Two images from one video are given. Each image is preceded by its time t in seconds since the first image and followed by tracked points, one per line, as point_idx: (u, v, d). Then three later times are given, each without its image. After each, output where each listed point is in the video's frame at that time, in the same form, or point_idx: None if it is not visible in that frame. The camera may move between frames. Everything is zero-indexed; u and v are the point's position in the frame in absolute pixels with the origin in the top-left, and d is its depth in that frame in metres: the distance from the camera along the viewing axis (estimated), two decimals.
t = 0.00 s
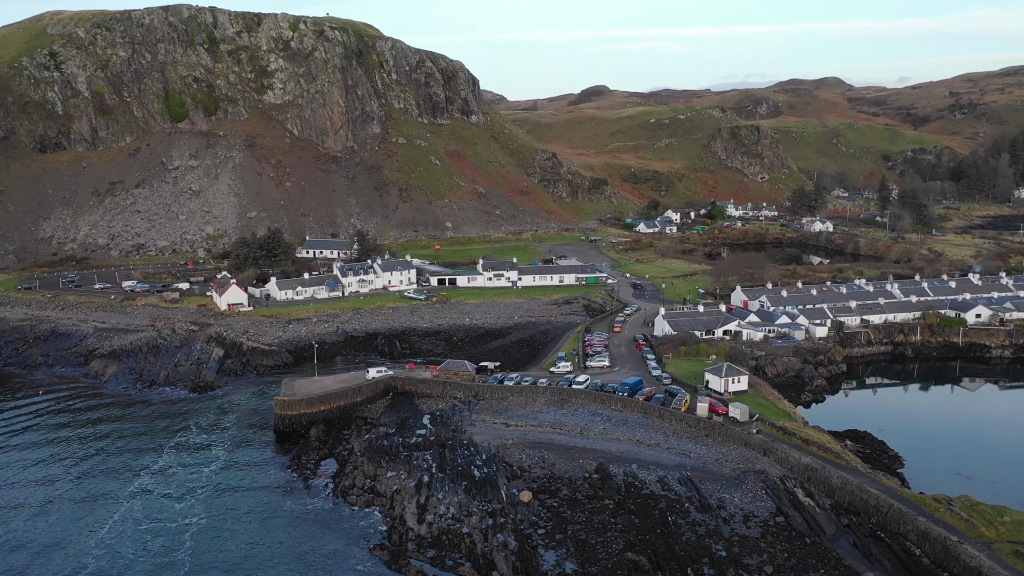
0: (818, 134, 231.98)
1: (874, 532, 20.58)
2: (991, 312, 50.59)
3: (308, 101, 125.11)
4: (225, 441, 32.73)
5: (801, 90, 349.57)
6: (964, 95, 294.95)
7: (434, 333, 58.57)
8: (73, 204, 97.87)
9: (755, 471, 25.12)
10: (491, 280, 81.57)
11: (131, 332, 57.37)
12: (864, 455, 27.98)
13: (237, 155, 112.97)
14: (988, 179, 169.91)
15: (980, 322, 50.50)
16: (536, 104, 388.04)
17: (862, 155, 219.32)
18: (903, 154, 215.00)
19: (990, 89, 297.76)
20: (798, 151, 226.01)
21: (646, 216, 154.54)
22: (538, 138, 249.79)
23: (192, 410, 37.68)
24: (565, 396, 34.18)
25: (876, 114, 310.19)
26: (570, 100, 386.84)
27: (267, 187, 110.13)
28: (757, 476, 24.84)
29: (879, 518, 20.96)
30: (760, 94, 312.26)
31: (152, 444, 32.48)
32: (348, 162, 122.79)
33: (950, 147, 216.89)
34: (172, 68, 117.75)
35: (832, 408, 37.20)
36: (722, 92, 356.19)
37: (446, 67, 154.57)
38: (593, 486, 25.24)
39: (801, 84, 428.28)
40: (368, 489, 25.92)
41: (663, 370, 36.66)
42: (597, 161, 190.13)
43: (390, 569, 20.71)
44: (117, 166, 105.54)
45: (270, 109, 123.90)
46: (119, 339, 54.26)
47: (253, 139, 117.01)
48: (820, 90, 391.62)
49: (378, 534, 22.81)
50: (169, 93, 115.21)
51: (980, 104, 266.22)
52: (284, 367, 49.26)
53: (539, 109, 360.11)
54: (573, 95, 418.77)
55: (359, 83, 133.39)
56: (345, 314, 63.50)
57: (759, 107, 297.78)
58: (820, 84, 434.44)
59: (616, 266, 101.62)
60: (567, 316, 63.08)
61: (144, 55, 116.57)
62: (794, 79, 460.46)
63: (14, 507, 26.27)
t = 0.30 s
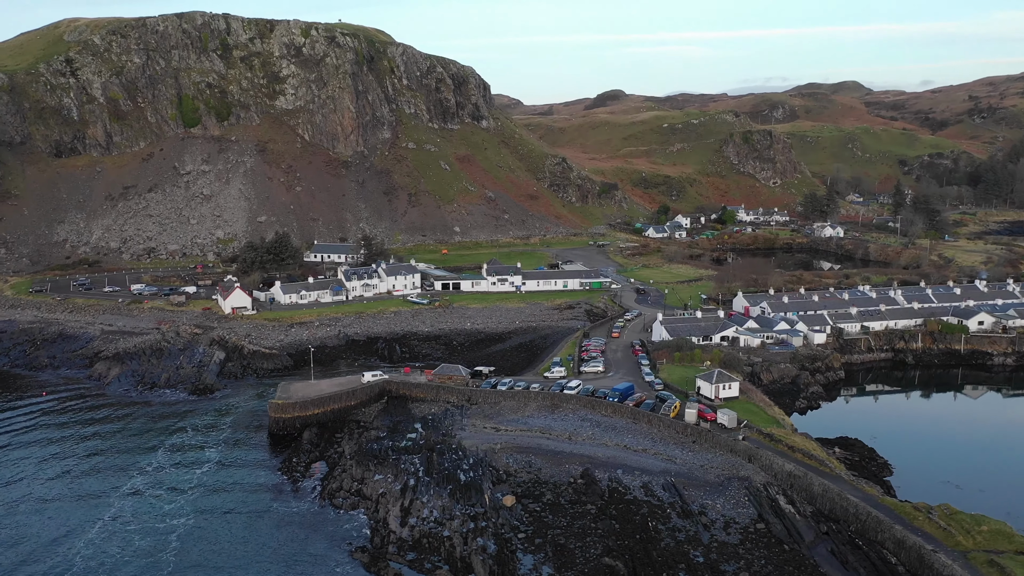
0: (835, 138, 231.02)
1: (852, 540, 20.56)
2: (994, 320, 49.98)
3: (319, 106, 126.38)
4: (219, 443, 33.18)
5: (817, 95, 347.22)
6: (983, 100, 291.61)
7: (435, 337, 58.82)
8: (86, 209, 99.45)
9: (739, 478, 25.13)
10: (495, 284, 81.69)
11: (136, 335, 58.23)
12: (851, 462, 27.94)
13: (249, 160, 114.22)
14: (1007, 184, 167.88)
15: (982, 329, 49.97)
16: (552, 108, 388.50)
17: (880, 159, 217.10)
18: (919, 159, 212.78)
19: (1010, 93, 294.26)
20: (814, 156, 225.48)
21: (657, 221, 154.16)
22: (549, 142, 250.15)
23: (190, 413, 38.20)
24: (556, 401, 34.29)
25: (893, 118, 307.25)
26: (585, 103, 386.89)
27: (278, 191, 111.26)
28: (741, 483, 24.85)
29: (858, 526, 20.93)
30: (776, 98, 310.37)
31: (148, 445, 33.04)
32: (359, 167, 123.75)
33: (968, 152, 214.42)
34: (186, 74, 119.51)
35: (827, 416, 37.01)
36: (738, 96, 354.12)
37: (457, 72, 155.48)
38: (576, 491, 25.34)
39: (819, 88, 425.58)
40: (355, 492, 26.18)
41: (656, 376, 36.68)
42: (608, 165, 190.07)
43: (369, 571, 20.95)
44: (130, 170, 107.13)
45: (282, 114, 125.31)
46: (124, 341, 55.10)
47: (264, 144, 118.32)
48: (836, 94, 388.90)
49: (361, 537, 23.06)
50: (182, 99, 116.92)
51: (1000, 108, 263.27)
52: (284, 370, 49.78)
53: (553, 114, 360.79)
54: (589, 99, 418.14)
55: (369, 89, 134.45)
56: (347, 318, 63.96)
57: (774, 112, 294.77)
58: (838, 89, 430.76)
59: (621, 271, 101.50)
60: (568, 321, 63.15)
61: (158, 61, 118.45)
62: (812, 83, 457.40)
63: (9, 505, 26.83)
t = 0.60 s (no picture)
0: (849, 138, 229.92)
1: (828, 542, 20.61)
2: (993, 322, 49.53)
3: (327, 107, 127.18)
4: (211, 442, 33.67)
5: (831, 95, 344.27)
6: (1001, 99, 288.07)
7: (433, 338, 59.09)
8: (97, 209, 100.75)
9: (720, 480, 25.18)
10: (497, 285, 81.80)
11: (139, 334, 59.00)
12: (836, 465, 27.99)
13: (257, 160, 115.14)
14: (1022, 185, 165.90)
15: (981, 332, 49.55)
16: (566, 108, 387.90)
17: (896, 159, 215.86)
18: (933, 159, 210.57)
19: None
20: (830, 156, 224.30)
21: (664, 221, 153.72)
22: (557, 143, 250.14)
23: (185, 411, 38.77)
24: (546, 402, 34.41)
25: (908, 118, 304.29)
26: (598, 103, 386.29)
27: (286, 192, 112.09)
28: (721, 485, 24.91)
29: (833, 529, 20.99)
30: (791, 98, 308.10)
31: (142, 442, 33.59)
32: (366, 167, 124.44)
33: (983, 152, 211.91)
34: (196, 75, 120.76)
35: (820, 419, 36.87)
36: (752, 95, 351.82)
37: (465, 73, 155.96)
38: (558, 492, 25.49)
39: (834, 88, 421.98)
40: (340, 491, 26.43)
41: (646, 377, 36.73)
42: (617, 166, 189.73)
43: (346, 569, 21.21)
44: (141, 171, 108.39)
45: (291, 115, 126.38)
46: (126, 340, 55.89)
47: (273, 145, 119.27)
48: (851, 94, 385.57)
49: (341, 535, 23.32)
50: (193, 100, 118.13)
51: (1018, 108, 260.38)
52: (282, 369, 50.28)
53: (566, 114, 360.46)
54: (603, 99, 417.57)
55: (378, 89, 135.12)
56: (347, 318, 64.35)
57: (790, 112, 294.96)
58: (854, 88, 426.81)
59: (625, 272, 101.30)
60: (568, 321, 63.19)
61: (169, 63, 119.79)
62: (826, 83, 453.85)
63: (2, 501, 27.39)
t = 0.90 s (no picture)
0: (859, 139, 228.28)
1: (800, 544, 20.70)
2: (989, 325, 49.27)
3: (333, 108, 127.79)
4: (201, 440, 34.08)
5: (842, 95, 342.03)
6: (1015, 99, 285.36)
7: (429, 338, 59.31)
8: (104, 209, 101.71)
9: (699, 481, 25.27)
10: (496, 286, 81.92)
11: (138, 333, 59.61)
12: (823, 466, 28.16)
13: (262, 161, 115.85)
14: None
15: (977, 334, 49.27)
16: (577, 107, 387.35)
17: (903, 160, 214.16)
18: (944, 160, 208.90)
19: None
20: (839, 156, 222.95)
21: (669, 222, 153.44)
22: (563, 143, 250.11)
23: (177, 408, 39.21)
24: (533, 403, 34.54)
25: (920, 118, 301.88)
26: (608, 103, 385.40)
27: (290, 192, 112.72)
28: (700, 486, 24.97)
29: (806, 531, 21.07)
30: (802, 98, 306.33)
31: (132, 440, 33.94)
32: (371, 168, 124.95)
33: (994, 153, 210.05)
34: (203, 76, 121.70)
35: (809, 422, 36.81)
36: (762, 95, 350.19)
37: (471, 74, 156.34)
38: (538, 492, 25.62)
39: (845, 88, 419.26)
40: (322, 489, 26.60)
41: (634, 378, 36.85)
42: (623, 167, 189.49)
43: (323, 567, 21.46)
44: (147, 172, 109.34)
45: (297, 116, 127.19)
46: (126, 339, 56.51)
47: (278, 146, 119.95)
48: (862, 94, 382.86)
49: (320, 533, 23.54)
50: (199, 101, 119.04)
51: None
52: (277, 369, 50.69)
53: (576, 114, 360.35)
54: (614, 99, 416.87)
55: (383, 90, 135.60)
56: (344, 318, 64.73)
57: (801, 112, 293.93)
58: (867, 88, 423.51)
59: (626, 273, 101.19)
60: (564, 322, 63.29)
61: (177, 64, 120.78)
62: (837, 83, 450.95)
63: None
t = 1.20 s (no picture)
0: (869, 139, 226.63)
1: (772, 546, 20.78)
2: (985, 327, 48.89)
3: (338, 109, 128.40)
4: (190, 438, 34.44)
5: (853, 95, 339.69)
6: None
7: (425, 338, 59.52)
8: (112, 209, 102.70)
9: (678, 483, 25.36)
10: (495, 286, 82.06)
11: (138, 332, 60.18)
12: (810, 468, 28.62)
13: (269, 161, 116.53)
14: None
15: (973, 337, 48.90)
16: (587, 107, 386.79)
17: (916, 161, 212.73)
18: (956, 161, 207.04)
19: None
20: (848, 157, 221.55)
21: (675, 223, 153.15)
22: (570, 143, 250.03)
23: (170, 407, 39.68)
24: (520, 403, 34.64)
25: (933, 118, 299.33)
26: (618, 103, 384.49)
27: (295, 192, 113.41)
28: (680, 488, 25.01)
29: (779, 533, 21.16)
30: (813, 98, 304.50)
31: (123, 439, 34.31)
32: (376, 168, 125.54)
33: (1007, 154, 208.00)
34: (210, 77, 122.61)
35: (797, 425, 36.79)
36: (773, 95, 348.31)
37: (477, 76, 156.67)
38: (518, 492, 25.75)
39: (858, 88, 416.07)
40: (305, 488, 26.77)
41: (623, 379, 36.90)
42: (630, 167, 189.14)
43: (299, 565, 21.70)
44: (154, 172, 110.30)
45: (303, 117, 127.94)
46: (125, 339, 57.13)
47: (284, 146, 120.63)
48: (875, 94, 379.88)
49: (300, 532, 23.76)
50: (207, 102, 119.94)
51: None
52: (273, 368, 51.07)
53: (585, 114, 359.93)
54: (624, 99, 416.28)
55: (388, 92, 136.06)
56: (341, 318, 65.09)
57: (811, 112, 291.87)
58: (881, 88, 419.91)
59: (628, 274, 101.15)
60: (561, 323, 63.41)
61: (184, 65, 121.77)
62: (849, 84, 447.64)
63: None
